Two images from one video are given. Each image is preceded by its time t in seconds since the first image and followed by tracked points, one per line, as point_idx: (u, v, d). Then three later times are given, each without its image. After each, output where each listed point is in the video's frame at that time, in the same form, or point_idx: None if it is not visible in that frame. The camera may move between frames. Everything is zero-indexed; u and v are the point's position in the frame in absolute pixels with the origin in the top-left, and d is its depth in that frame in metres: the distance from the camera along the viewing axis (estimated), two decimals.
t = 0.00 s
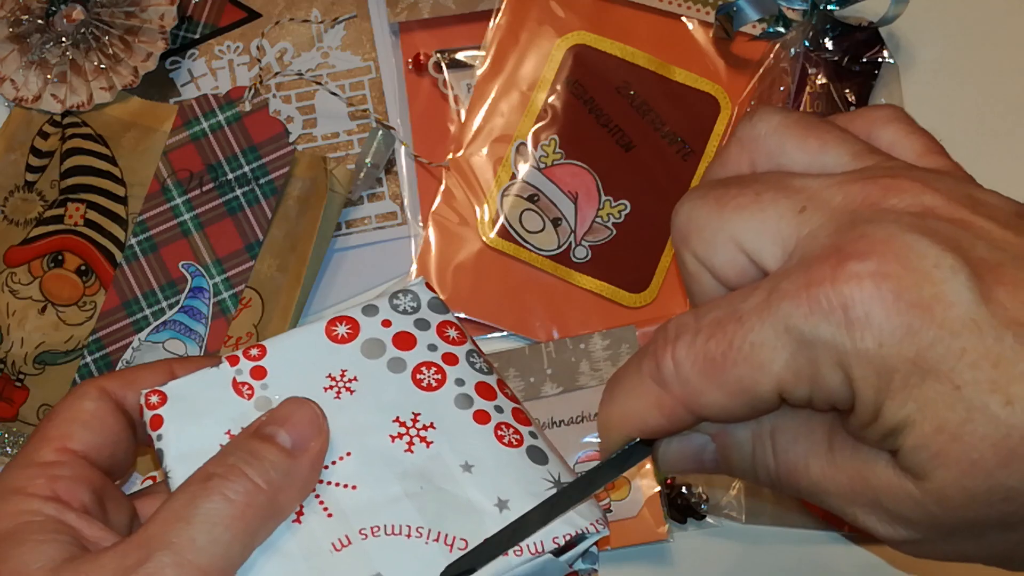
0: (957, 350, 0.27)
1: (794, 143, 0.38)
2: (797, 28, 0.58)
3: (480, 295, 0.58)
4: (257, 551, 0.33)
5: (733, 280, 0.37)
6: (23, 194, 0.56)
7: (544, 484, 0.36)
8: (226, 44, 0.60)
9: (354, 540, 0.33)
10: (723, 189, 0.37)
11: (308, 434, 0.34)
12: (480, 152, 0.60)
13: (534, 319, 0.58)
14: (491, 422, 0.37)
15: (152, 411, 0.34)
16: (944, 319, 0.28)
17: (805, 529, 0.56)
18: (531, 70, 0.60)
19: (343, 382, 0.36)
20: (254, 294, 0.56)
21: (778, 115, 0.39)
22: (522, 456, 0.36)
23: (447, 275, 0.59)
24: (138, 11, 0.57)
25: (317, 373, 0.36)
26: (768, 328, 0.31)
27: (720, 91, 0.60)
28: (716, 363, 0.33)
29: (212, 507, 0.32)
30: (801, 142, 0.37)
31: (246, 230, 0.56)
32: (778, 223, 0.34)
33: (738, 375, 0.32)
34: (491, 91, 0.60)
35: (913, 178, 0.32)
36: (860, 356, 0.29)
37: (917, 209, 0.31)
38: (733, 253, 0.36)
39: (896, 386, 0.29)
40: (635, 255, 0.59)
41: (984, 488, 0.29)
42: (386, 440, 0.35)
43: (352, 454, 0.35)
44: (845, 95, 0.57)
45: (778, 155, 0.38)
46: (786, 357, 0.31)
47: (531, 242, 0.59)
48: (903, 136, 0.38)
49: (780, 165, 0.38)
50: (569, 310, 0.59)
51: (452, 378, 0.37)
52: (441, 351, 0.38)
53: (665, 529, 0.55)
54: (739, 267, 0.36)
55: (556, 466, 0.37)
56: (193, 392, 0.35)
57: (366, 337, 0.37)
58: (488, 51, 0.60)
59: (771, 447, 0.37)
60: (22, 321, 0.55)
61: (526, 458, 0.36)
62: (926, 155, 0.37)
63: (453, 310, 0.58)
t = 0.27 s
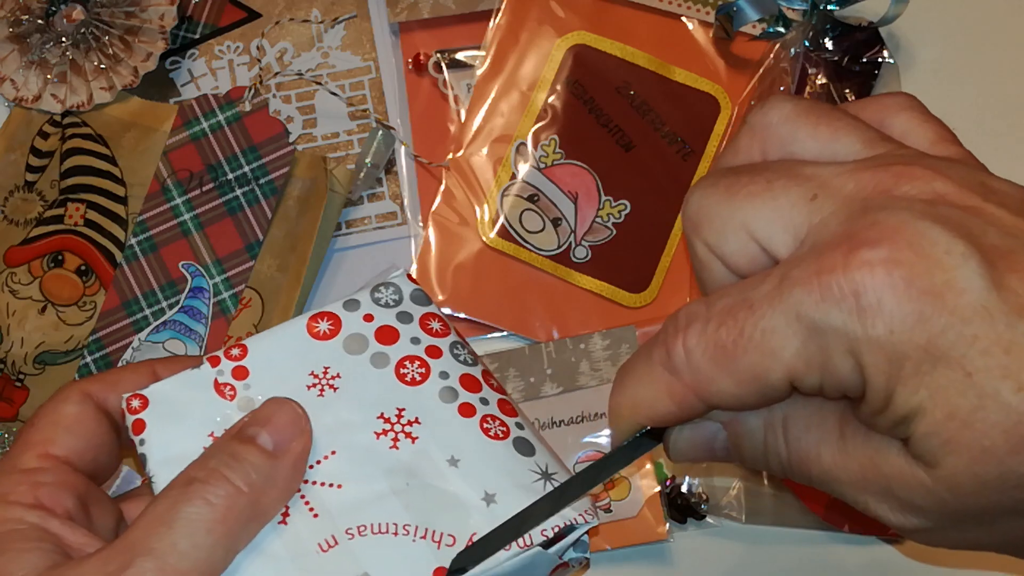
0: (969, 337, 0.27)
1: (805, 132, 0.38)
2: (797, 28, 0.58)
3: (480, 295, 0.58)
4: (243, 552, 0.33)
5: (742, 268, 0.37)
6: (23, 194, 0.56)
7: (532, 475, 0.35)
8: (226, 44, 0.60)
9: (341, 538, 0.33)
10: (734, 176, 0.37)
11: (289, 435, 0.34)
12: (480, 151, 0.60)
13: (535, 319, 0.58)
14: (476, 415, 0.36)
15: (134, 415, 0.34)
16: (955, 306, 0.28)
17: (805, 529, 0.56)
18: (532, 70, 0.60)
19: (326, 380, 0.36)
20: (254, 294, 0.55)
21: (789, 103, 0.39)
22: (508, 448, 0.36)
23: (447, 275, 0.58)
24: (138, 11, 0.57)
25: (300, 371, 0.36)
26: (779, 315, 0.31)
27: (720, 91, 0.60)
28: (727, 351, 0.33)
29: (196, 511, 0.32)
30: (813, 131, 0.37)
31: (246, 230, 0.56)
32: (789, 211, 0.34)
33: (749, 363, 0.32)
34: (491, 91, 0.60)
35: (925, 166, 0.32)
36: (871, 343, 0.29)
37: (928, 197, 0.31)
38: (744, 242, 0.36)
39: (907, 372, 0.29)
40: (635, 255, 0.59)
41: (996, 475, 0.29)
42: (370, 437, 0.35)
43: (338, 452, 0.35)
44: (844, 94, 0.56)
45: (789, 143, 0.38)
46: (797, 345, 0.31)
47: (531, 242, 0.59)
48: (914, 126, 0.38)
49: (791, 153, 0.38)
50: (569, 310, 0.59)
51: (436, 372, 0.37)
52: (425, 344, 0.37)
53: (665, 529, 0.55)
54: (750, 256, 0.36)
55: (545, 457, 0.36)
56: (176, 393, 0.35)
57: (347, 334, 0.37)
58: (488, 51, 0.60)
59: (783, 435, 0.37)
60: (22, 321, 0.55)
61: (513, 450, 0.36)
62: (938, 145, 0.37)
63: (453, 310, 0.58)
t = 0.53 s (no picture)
0: (984, 321, 0.28)
1: (818, 116, 0.39)
2: (797, 28, 0.58)
3: (480, 295, 0.58)
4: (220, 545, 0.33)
5: (756, 251, 0.37)
6: (24, 194, 0.56)
7: (508, 466, 0.35)
8: (226, 44, 0.60)
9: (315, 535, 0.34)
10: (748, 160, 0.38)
11: (260, 434, 0.34)
12: (480, 151, 0.60)
13: (535, 319, 0.58)
14: (450, 405, 0.36)
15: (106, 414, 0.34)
16: (970, 291, 0.29)
17: (805, 529, 0.56)
18: (531, 70, 0.60)
19: (297, 375, 0.36)
20: (254, 294, 0.55)
21: (803, 87, 0.40)
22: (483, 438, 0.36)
23: (447, 275, 0.58)
24: (138, 11, 0.57)
25: (270, 366, 0.36)
26: (794, 298, 0.32)
27: (720, 91, 0.60)
28: (740, 334, 0.34)
29: (163, 512, 0.32)
30: (827, 116, 0.38)
31: (246, 230, 0.56)
32: (803, 197, 0.35)
33: (761, 346, 0.33)
34: (491, 91, 0.60)
35: (939, 153, 0.33)
36: (885, 327, 0.30)
37: (942, 182, 0.32)
38: (756, 224, 0.37)
39: (921, 357, 0.30)
40: (635, 255, 0.59)
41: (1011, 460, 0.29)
42: (343, 432, 0.35)
43: (310, 445, 0.35)
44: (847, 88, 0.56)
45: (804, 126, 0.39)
46: (810, 329, 0.32)
47: (531, 242, 0.59)
48: (927, 111, 0.39)
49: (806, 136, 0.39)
50: (569, 310, 0.59)
51: (410, 364, 0.37)
52: (399, 335, 0.37)
53: (665, 529, 0.55)
54: (763, 241, 0.37)
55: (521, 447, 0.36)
56: (144, 391, 0.35)
57: (318, 327, 0.36)
58: (488, 51, 0.60)
59: (795, 417, 0.38)
60: (23, 321, 0.55)
61: (489, 441, 0.35)
62: (952, 129, 0.37)
63: (453, 310, 0.58)
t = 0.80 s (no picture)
0: None
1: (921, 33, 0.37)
2: (798, 28, 0.57)
3: (480, 295, 0.58)
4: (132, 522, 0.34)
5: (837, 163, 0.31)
6: (24, 195, 0.56)
7: (426, 429, 0.38)
8: (226, 44, 0.60)
9: (221, 516, 0.35)
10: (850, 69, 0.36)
11: (163, 413, 0.36)
12: (480, 151, 0.60)
13: (535, 319, 0.58)
14: (366, 376, 0.39)
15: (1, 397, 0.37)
16: None
17: (806, 530, 0.55)
18: (531, 70, 0.60)
19: (201, 349, 0.38)
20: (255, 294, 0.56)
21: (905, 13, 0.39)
22: (394, 401, 0.39)
23: (447, 275, 0.58)
24: (138, 11, 0.57)
25: (174, 343, 0.38)
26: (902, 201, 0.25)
27: (720, 91, 0.60)
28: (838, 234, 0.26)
29: (68, 499, 0.33)
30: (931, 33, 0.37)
31: (246, 230, 0.56)
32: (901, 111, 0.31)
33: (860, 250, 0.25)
34: (491, 91, 0.60)
35: None
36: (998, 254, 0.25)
37: None
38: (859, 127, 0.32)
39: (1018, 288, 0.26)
40: (635, 255, 0.59)
41: None
42: (257, 405, 0.37)
43: (207, 416, 0.36)
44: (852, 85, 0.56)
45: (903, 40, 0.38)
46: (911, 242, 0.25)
47: (531, 242, 0.59)
48: None
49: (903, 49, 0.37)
50: (569, 311, 0.58)
51: (324, 334, 0.40)
52: (318, 304, 0.40)
53: (665, 528, 0.55)
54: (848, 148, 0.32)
55: (435, 413, 0.39)
56: (46, 373, 0.38)
57: (218, 300, 0.39)
58: (488, 51, 0.60)
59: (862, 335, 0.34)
60: (23, 321, 0.55)
61: (403, 406, 0.38)
62: None
63: (453, 310, 0.58)
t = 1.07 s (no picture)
0: None
1: None
2: (797, 28, 0.58)
3: (480, 295, 0.58)
4: None
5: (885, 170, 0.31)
6: (23, 194, 0.56)
7: (317, 444, 0.52)
8: (226, 44, 0.60)
9: None
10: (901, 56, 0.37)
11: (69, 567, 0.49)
12: (480, 151, 0.60)
13: (535, 319, 0.58)
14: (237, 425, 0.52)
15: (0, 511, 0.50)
16: None
17: (806, 529, 0.55)
18: (531, 70, 0.60)
19: (79, 471, 0.50)
20: (254, 294, 0.56)
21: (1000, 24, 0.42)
22: (281, 442, 0.52)
23: (447, 275, 0.58)
24: (138, 11, 0.57)
25: (60, 459, 0.50)
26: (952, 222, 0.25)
27: (720, 91, 0.60)
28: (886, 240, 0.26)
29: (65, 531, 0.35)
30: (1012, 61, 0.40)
31: (246, 231, 0.56)
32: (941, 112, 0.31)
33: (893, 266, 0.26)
34: (491, 91, 0.60)
35: None
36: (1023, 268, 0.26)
37: None
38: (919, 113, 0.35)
39: None
40: (636, 256, 0.59)
41: None
42: (147, 487, 0.50)
43: (110, 505, 0.50)
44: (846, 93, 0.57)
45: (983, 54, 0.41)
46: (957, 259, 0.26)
47: (531, 241, 0.59)
48: None
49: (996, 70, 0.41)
50: (569, 311, 0.58)
51: (195, 415, 0.52)
52: (213, 377, 0.53)
53: (665, 528, 0.55)
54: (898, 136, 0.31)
55: (325, 425, 0.53)
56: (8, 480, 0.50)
57: (127, 406, 0.52)
58: (488, 52, 0.60)
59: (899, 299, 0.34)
60: (23, 321, 0.55)
61: (297, 439, 0.52)
62: None
63: (453, 310, 0.58)
